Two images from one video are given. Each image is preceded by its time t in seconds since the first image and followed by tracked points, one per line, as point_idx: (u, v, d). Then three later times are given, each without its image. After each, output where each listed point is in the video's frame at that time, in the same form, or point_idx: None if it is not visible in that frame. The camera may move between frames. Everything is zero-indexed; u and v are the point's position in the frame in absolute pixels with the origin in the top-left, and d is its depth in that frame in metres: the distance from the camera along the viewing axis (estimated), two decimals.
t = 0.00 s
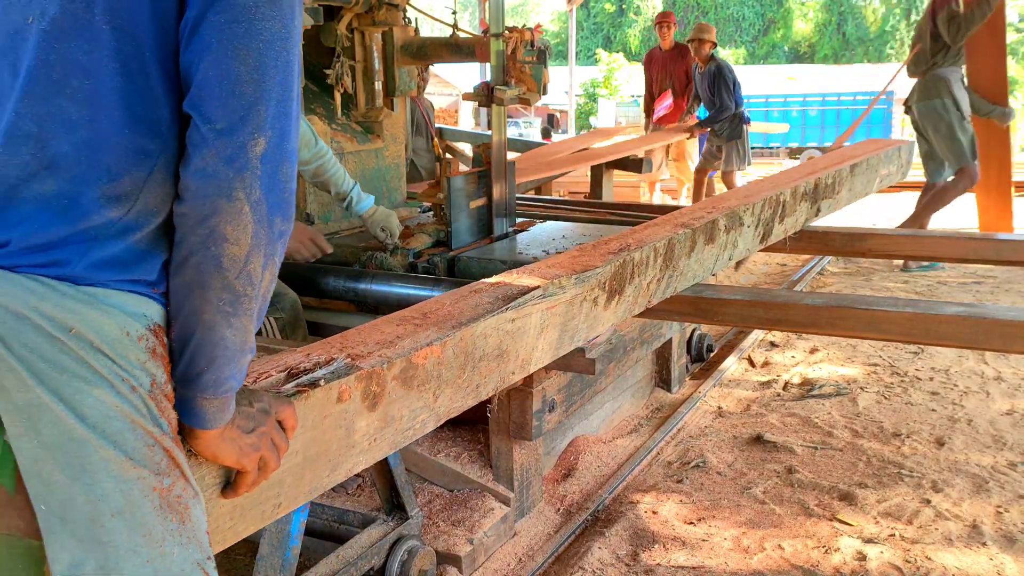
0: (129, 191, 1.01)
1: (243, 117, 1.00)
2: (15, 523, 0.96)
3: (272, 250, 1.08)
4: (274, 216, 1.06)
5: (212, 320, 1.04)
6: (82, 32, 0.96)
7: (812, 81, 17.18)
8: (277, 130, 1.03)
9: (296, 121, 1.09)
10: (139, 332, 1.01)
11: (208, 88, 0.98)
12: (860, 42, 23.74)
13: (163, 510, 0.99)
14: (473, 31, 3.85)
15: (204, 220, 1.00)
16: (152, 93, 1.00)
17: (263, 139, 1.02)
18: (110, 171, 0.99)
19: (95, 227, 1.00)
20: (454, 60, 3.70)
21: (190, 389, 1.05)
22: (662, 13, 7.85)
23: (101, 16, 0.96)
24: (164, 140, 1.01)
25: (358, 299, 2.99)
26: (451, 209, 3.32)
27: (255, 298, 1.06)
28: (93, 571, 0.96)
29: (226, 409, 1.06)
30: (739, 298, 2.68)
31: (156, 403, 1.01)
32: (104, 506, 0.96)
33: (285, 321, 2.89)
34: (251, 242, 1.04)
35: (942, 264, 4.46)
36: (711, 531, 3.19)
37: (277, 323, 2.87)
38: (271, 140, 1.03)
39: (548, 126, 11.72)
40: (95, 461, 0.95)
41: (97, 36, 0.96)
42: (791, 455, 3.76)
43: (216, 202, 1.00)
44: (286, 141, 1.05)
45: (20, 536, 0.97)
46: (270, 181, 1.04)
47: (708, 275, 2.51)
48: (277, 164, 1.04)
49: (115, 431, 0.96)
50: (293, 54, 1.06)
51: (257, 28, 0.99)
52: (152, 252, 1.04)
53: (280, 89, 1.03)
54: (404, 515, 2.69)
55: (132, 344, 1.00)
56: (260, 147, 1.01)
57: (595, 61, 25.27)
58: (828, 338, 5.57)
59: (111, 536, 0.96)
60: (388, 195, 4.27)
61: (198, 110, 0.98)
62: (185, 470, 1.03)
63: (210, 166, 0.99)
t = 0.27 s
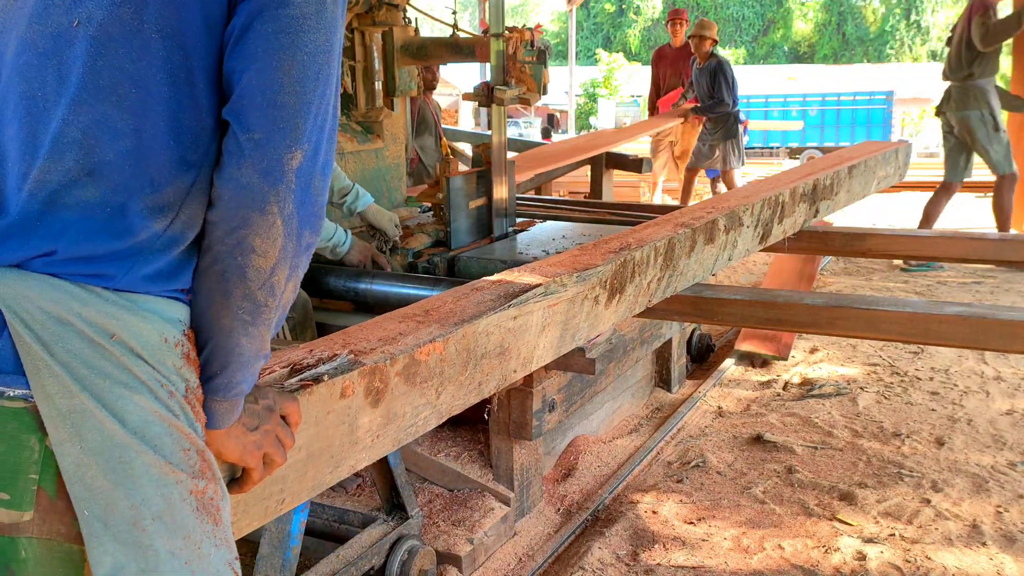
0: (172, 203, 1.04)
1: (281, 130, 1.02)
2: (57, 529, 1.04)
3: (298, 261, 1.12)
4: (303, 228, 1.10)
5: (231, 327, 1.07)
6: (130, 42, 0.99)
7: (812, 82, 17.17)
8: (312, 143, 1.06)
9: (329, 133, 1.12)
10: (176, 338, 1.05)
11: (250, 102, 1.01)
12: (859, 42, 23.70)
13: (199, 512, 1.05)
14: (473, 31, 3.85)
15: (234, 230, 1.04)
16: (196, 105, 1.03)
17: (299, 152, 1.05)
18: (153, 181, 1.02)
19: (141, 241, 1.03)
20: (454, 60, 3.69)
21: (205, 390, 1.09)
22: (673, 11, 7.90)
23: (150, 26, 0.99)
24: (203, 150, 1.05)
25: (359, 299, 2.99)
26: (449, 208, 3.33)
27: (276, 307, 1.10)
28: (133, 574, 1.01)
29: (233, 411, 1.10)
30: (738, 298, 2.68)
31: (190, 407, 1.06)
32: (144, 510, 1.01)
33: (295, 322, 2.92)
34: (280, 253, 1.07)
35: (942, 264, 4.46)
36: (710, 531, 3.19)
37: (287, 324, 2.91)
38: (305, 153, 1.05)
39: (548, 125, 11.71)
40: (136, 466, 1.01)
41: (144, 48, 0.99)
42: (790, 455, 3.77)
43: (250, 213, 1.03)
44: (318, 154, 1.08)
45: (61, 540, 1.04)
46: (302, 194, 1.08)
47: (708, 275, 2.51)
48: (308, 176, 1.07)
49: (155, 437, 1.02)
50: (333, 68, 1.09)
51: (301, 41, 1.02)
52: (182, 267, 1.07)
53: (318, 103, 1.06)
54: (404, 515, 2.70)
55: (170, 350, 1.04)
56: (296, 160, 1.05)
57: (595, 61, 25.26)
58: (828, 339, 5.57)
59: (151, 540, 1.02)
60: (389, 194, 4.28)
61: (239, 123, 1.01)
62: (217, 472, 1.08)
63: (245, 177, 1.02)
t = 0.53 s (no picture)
0: (152, 224, 1.02)
1: (264, 155, 1.00)
2: (46, 537, 1.03)
3: (287, 286, 1.10)
4: (290, 254, 1.08)
5: (219, 347, 1.06)
6: (128, 68, 0.98)
7: (812, 82, 17.17)
8: (300, 166, 1.03)
9: (321, 153, 1.09)
10: (166, 345, 1.04)
11: (229, 122, 0.98)
12: (859, 42, 23.69)
13: (194, 518, 1.05)
14: (473, 31, 3.85)
15: (214, 254, 1.02)
16: (183, 122, 1.01)
17: (282, 176, 1.02)
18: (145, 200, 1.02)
19: (131, 258, 1.02)
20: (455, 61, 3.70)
21: (204, 398, 1.08)
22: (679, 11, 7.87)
23: (138, 42, 0.98)
24: (187, 168, 1.03)
25: (358, 298, 2.99)
26: (436, 208, 3.34)
27: (265, 332, 1.08)
28: None
29: (239, 414, 1.09)
30: (738, 297, 2.69)
31: (182, 414, 1.05)
32: (134, 519, 1.02)
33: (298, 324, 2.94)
34: (263, 278, 1.05)
35: (942, 264, 4.46)
36: (710, 531, 3.19)
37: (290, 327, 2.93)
38: (292, 176, 1.03)
39: (548, 125, 11.72)
40: (125, 474, 1.01)
41: (132, 60, 0.98)
42: (790, 455, 3.77)
43: (229, 240, 1.01)
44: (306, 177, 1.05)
45: (51, 548, 1.04)
46: (287, 220, 1.05)
47: (708, 275, 2.51)
48: (295, 199, 1.05)
49: (145, 446, 1.02)
50: (326, 92, 1.06)
51: (288, 62, 1.00)
52: (173, 286, 1.05)
53: (308, 127, 1.03)
54: (404, 515, 2.70)
55: (159, 357, 1.04)
56: (280, 184, 1.02)
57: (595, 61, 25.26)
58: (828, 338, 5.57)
59: (142, 546, 1.03)
60: (389, 194, 4.28)
61: (220, 144, 0.99)
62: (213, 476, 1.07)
63: (225, 203, 1.00)
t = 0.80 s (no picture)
0: (151, 259, 1.03)
1: (277, 220, 1.03)
2: (40, 563, 1.02)
3: (308, 338, 1.09)
4: (308, 308, 1.08)
5: (247, 408, 1.06)
6: (105, 87, 0.97)
7: (811, 81, 17.17)
8: (313, 226, 1.06)
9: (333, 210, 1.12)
10: (155, 362, 1.05)
11: (241, 188, 1.02)
12: (858, 42, 23.69)
13: (186, 536, 1.05)
14: (472, 31, 3.85)
15: (235, 318, 1.05)
16: (182, 164, 1.02)
17: (296, 239, 1.05)
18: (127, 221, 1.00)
19: (112, 286, 1.00)
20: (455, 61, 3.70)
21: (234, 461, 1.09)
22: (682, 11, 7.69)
23: (133, 81, 0.98)
24: (196, 220, 1.05)
25: (357, 298, 2.99)
26: (435, 207, 3.34)
27: (288, 386, 1.07)
28: None
29: (267, 483, 1.11)
30: (738, 297, 2.69)
31: (172, 432, 1.05)
32: (127, 542, 1.01)
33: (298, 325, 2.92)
34: (285, 334, 1.06)
35: (941, 263, 4.46)
36: (710, 530, 3.20)
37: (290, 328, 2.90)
38: (306, 237, 1.06)
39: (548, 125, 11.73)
40: (117, 497, 1.00)
41: (125, 95, 0.98)
42: (790, 455, 3.77)
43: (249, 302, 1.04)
44: (321, 235, 1.08)
45: (45, 574, 1.02)
46: (303, 279, 1.07)
47: (709, 275, 2.51)
48: (311, 259, 1.08)
49: (136, 466, 1.01)
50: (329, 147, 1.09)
51: (296, 128, 1.03)
52: (167, 305, 1.07)
53: (314, 184, 1.06)
54: (404, 514, 2.70)
55: (149, 375, 1.04)
56: (293, 247, 1.05)
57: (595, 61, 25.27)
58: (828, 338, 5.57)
59: (135, 567, 1.02)
60: (389, 194, 4.28)
61: (236, 210, 1.03)
62: (204, 493, 1.07)
63: (243, 268, 1.03)
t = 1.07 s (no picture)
0: (162, 276, 1.00)
1: (278, 238, 1.02)
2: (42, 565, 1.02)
3: (294, 352, 1.08)
4: (295, 323, 1.07)
5: (229, 412, 1.06)
6: (121, 104, 0.94)
7: (811, 81, 17.18)
8: (310, 245, 1.06)
9: (330, 226, 1.12)
10: (164, 379, 1.03)
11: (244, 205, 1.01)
12: (858, 42, 23.69)
13: (192, 555, 1.05)
14: (473, 31, 3.85)
15: (221, 328, 1.03)
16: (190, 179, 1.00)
17: (292, 257, 1.04)
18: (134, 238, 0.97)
19: (124, 310, 0.97)
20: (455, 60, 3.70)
21: (214, 457, 1.08)
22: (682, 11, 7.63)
23: (152, 99, 0.95)
24: (198, 231, 1.04)
25: (358, 299, 2.98)
26: (436, 208, 3.35)
27: (270, 397, 1.06)
28: None
29: (245, 479, 1.09)
30: (738, 297, 2.69)
31: (180, 449, 1.04)
32: (135, 563, 1.01)
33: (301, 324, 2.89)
34: (268, 348, 1.05)
35: (941, 263, 4.46)
36: (710, 530, 3.20)
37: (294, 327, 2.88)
38: (302, 255, 1.05)
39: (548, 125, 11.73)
40: (125, 518, 1.00)
41: (142, 113, 0.95)
42: (790, 455, 3.77)
43: (238, 315, 1.03)
44: (317, 252, 1.08)
45: None
46: (294, 295, 1.06)
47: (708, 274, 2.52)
48: (305, 275, 1.07)
49: (143, 485, 1.01)
50: (332, 164, 1.08)
51: (308, 149, 1.02)
52: (174, 322, 1.02)
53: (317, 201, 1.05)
54: (404, 514, 2.70)
55: (158, 392, 1.02)
56: (288, 264, 1.04)
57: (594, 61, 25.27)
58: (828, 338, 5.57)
59: None
60: (389, 194, 4.28)
61: (235, 222, 1.02)
62: (210, 510, 1.07)
63: (236, 284, 1.02)
